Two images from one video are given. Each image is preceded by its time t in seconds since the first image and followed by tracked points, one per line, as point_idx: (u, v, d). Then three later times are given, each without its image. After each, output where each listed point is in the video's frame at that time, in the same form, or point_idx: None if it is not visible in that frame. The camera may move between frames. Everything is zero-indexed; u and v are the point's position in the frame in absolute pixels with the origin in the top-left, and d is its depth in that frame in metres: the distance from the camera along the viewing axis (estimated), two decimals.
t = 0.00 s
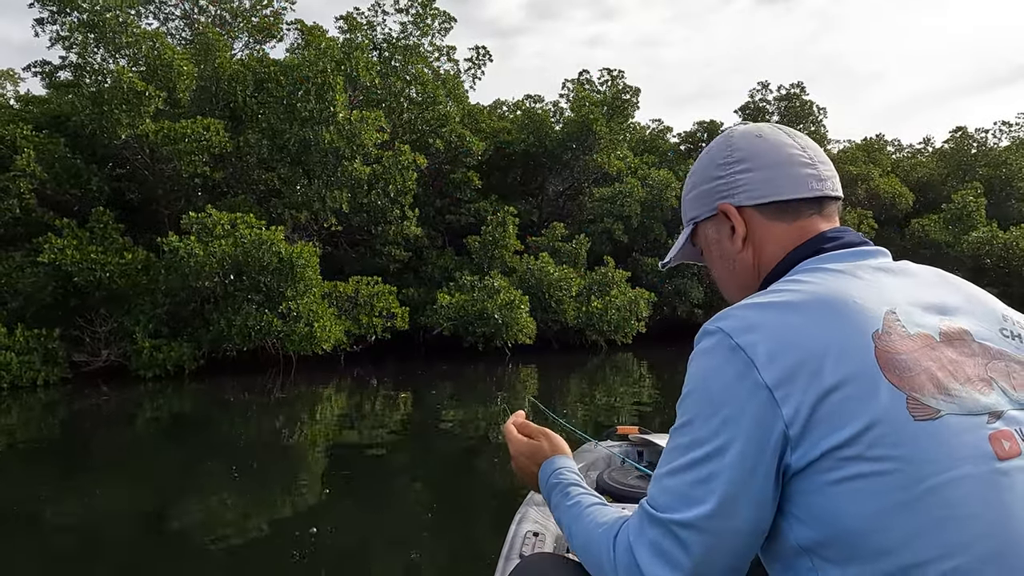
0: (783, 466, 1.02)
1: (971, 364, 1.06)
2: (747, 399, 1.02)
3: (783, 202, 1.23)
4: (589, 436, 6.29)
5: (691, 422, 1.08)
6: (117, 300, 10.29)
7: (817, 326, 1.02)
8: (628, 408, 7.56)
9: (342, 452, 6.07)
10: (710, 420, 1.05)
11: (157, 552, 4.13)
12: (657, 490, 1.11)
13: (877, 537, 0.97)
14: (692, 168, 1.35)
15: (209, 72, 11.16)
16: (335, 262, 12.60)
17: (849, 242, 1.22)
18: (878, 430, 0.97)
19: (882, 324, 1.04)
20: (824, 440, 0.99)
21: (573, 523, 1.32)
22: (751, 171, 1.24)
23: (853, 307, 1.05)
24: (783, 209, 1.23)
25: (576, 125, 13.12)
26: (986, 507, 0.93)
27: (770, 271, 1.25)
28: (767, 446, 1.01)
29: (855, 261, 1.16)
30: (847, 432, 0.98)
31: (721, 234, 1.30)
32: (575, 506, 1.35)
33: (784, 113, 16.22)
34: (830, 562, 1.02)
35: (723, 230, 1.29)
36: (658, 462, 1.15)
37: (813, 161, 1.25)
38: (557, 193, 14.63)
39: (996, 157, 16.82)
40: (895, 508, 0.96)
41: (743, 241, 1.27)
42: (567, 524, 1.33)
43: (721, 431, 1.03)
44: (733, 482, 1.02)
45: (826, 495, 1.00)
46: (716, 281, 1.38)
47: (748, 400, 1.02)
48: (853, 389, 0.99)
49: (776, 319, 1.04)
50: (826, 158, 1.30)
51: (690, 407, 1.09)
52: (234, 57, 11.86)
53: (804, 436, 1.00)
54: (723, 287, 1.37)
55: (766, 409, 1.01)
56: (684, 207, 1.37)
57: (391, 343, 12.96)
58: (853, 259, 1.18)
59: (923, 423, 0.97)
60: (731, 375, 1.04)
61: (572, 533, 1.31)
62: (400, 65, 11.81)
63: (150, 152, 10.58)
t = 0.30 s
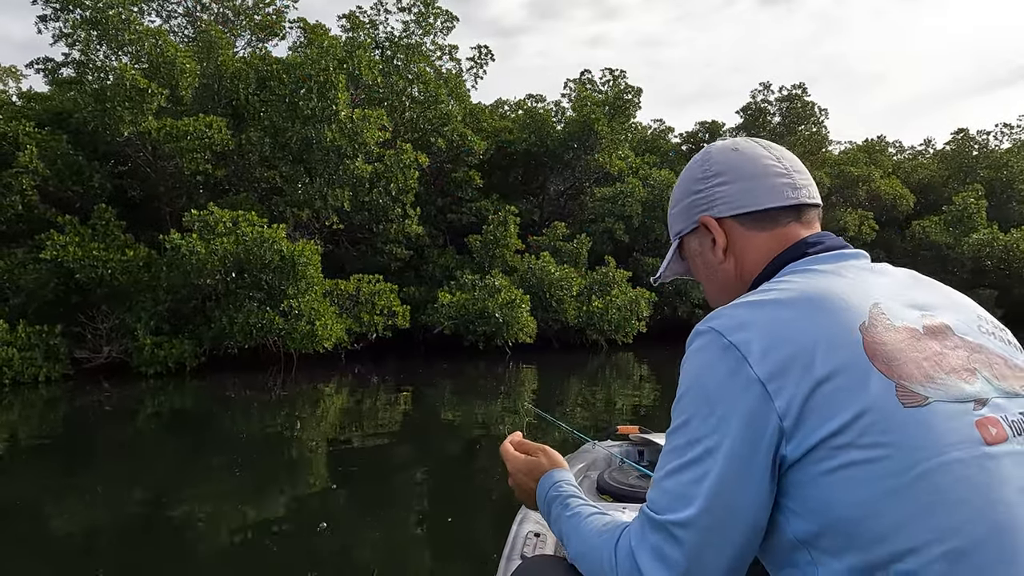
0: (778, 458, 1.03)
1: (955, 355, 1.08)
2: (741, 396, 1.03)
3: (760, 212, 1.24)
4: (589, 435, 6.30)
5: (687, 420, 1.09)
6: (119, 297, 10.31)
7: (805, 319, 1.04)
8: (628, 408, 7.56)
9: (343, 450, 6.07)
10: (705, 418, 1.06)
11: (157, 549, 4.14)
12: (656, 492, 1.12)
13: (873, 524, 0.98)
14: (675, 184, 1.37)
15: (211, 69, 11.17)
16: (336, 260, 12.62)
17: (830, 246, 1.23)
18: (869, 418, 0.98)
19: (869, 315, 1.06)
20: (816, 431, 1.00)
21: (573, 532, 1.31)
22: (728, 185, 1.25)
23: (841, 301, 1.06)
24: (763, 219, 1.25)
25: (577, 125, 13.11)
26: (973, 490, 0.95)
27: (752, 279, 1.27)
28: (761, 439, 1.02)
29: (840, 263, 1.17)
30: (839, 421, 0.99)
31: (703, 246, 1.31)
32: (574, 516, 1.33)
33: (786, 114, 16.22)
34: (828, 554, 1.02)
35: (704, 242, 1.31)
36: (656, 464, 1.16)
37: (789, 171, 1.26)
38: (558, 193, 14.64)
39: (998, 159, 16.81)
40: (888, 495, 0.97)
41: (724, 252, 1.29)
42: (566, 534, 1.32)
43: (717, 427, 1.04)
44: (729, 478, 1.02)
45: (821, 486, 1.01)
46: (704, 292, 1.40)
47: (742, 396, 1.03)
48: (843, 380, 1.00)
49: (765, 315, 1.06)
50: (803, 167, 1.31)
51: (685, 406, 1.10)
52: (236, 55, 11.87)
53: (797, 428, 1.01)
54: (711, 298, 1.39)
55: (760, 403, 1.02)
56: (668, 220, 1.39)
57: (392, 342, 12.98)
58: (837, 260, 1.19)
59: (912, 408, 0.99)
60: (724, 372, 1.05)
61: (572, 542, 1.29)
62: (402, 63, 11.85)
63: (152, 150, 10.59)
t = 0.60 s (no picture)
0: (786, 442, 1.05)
1: (944, 343, 1.14)
2: (748, 382, 1.05)
3: (758, 223, 1.27)
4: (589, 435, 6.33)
5: (697, 410, 1.10)
6: (121, 294, 10.33)
7: (805, 307, 1.07)
8: (628, 408, 7.59)
9: (344, 448, 6.10)
10: (714, 406, 1.08)
11: (159, 546, 4.13)
12: (668, 482, 1.13)
13: (880, 500, 1.00)
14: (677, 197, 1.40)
15: (214, 67, 11.20)
16: (337, 258, 12.65)
17: (825, 253, 1.26)
18: (874, 396, 1.01)
19: (866, 302, 1.12)
20: (823, 411, 1.02)
21: (583, 533, 1.30)
22: (728, 196, 1.28)
23: (838, 292, 1.11)
24: (760, 230, 1.28)
25: (579, 125, 13.13)
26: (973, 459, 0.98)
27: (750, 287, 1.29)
28: (771, 421, 1.04)
29: (839, 264, 1.21)
30: (845, 400, 1.02)
31: (704, 255, 1.34)
32: (584, 522, 1.33)
33: (787, 116, 16.23)
34: (837, 532, 1.04)
35: (705, 251, 1.33)
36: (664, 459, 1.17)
37: (786, 185, 1.29)
38: (559, 192, 14.64)
39: (998, 162, 16.81)
40: (895, 469, 0.99)
41: (723, 261, 1.31)
42: (575, 538, 1.31)
43: (727, 413, 1.06)
44: (740, 461, 1.04)
45: (829, 466, 1.03)
46: (703, 301, 1.42)
47: (750, 382, 1.05)
48: (846, 361, 1.03)
49: (768, 305, 1.09)
50: (798, 184, 1.34)
51: (693, 397, 1.12)
52: (239, 52, 11.88)
53: (807, 408, 1.03)
54: (709, 307, 1.41)
55: (770, 387, 1.04)
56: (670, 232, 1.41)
57: (392, 340, 13.00)
58: (838, 261, 1.22)
59: (912, 385, 1.03)
60: (733, 360, 1.07)
61: (581, 544, 1.29)
62: (404, 62, 11.91)
63: (155, 146, 10.62)
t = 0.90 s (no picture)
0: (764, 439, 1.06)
1: (912, 339, 1.17)
2: (725, 380, 1.07)
3: (731, 242, 1.29)
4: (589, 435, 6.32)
5: (676, 414, 1.12)
6: (122, 289, 10.35)
7: (778, 307, 1.10)
8: (628, 409, 7.59)
9: (343, 446, 6.11)
10: (693, 408, 1.09)
11: (157, 544, 4.12)
12: (653, 486, 1.14)
13: (857, 490, 1.00)
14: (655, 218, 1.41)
15: (218, 64, 11.23)
16: (339, 256, 12.68)
17: (796, 264, 1.27)
18: (844, 390, 1.03)
19: (833, 301, 1.15)
20: (796, 405, 1.04)
21: (579, 542, 1.31)
22: (701, 218, 1.30)
23: (806, 292, 1.14)
24: (731, 248, 1.30)
25: (581, 125, 13.14)
26: (946, 445, 0.99)
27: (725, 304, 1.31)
28: (746, 418, 1.05)
29: (810, 274, 1.23)
30: (816, 394, 1.03)
31: (680, 274, 1.36)
32: (582, 529, 1.33)
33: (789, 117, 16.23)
34: (818, 527, 1.05)
35: (680, 271, 1.35)
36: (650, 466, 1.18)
37: (757, 206, 1.31)
38: (561, 192, 14.63)
39: (1001, 166, 16.79)
40: (872, 459, 0.99)
41: (697, 280, 1.33)
42: (569, 550, 1.32)
43: (705, 414, 1.08)
44: (717, 459, 1.05)
45: (806, 461, 1.04)
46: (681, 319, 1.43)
47: (726, 379, 1.07)
48: (818, 357, 1.05)
49: (743, 308, 1.11)
50: (771, 206, 1.36)
51: (674, 400, 1.13)
52: (242, 48, 11.89)
53: (782, 404, 1.05)
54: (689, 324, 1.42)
55: (744, 385, 1.06)
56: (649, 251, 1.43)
57: (392, 338, 13.01)
58: (810, 271, 1.24)
59: (881, 375, 1.04)
60: (709, 362, 1.09)
61: (575, 556, 1.29)
62: (407, 61, 11.97)
63: (158, 143, 10.64)
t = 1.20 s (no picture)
0: (751, 432, 1.08)
1: (897, 334, 1.18)
2: (714, 375, 1.09)
3: (723, 247, 1.30)
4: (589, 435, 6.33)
5: (667, 410, 1.13)
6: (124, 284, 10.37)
7: (764, 304, 1.12)
8: (628, 409, 7.59)
9: (343, 442, 6.11)
10: (682, 403, 1.11)
11: (156, 538, 4.12)
12: (644, 481, 1.15)
13: (843, 481, 1.01)
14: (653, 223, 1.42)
15: (222, 60, 11.24)
16: (341, 253, 12.69)
17: (789, 267, 1.27)
18: (828, 383, 1.04)
19: (817, 297, 1.17)
20: (780, 398, 1.06)
21: (582, 539, 1.31)
22: (695, 223, 1.31)
23: (790, 291, 1.16)
24: (725, 253, 1.30)
25: (584, 125, 13.15)
26: (928, 433, 1.01)
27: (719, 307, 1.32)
28: (733, 411, 1.07)
29: (799, 275, 1.24)
30: (800, 386, 1.05)
31: (676, 278, 1.37)
32: (586, 526, 1.34)
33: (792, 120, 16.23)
34: (807, 519, 1.05)
35: (676, 275, 1.36)
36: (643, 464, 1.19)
37: (750, 210, 1.32)
38: (564, 192, 14.63)
39: (1004, 170, 16.77)
40: (855, 449, 1.01)
41: (693, 285, 1.34)
42: (569, 551, 1.33)
43: (693, 408, 1.09)
44: (706, 451, 1.06)
45: (792, 453, 1.05)
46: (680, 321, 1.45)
47: (714, 374, 1.09)
48: (802, 352, 1.07)
49: (730, 305, 1.13)
50: (768, 211, 1.36)
51: (663, 397, 1.15)
52: (246, 44, 11.91)
53: (769, 396, 1.06)
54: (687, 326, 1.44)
55: (731, 379, 1.08)
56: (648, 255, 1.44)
57: (393, 336, 13.03)
58: (802, 273, 1.25)
59: (862, 368, 1.06)
60: (696, 359, 1.11)
61: (575, 556, 1.30)
62: (411, 59, 12.01)
63: (161, 139, 10.68)
